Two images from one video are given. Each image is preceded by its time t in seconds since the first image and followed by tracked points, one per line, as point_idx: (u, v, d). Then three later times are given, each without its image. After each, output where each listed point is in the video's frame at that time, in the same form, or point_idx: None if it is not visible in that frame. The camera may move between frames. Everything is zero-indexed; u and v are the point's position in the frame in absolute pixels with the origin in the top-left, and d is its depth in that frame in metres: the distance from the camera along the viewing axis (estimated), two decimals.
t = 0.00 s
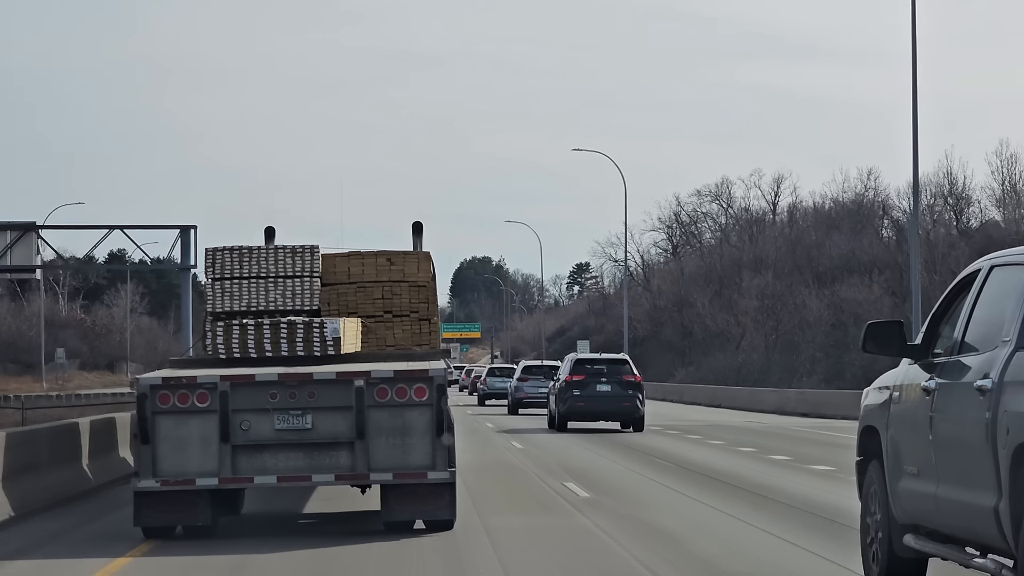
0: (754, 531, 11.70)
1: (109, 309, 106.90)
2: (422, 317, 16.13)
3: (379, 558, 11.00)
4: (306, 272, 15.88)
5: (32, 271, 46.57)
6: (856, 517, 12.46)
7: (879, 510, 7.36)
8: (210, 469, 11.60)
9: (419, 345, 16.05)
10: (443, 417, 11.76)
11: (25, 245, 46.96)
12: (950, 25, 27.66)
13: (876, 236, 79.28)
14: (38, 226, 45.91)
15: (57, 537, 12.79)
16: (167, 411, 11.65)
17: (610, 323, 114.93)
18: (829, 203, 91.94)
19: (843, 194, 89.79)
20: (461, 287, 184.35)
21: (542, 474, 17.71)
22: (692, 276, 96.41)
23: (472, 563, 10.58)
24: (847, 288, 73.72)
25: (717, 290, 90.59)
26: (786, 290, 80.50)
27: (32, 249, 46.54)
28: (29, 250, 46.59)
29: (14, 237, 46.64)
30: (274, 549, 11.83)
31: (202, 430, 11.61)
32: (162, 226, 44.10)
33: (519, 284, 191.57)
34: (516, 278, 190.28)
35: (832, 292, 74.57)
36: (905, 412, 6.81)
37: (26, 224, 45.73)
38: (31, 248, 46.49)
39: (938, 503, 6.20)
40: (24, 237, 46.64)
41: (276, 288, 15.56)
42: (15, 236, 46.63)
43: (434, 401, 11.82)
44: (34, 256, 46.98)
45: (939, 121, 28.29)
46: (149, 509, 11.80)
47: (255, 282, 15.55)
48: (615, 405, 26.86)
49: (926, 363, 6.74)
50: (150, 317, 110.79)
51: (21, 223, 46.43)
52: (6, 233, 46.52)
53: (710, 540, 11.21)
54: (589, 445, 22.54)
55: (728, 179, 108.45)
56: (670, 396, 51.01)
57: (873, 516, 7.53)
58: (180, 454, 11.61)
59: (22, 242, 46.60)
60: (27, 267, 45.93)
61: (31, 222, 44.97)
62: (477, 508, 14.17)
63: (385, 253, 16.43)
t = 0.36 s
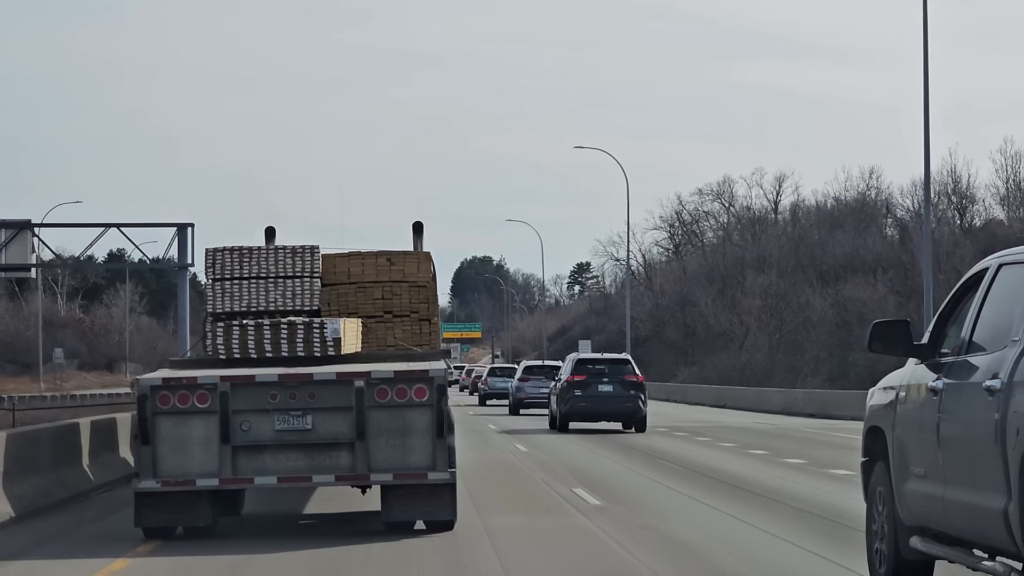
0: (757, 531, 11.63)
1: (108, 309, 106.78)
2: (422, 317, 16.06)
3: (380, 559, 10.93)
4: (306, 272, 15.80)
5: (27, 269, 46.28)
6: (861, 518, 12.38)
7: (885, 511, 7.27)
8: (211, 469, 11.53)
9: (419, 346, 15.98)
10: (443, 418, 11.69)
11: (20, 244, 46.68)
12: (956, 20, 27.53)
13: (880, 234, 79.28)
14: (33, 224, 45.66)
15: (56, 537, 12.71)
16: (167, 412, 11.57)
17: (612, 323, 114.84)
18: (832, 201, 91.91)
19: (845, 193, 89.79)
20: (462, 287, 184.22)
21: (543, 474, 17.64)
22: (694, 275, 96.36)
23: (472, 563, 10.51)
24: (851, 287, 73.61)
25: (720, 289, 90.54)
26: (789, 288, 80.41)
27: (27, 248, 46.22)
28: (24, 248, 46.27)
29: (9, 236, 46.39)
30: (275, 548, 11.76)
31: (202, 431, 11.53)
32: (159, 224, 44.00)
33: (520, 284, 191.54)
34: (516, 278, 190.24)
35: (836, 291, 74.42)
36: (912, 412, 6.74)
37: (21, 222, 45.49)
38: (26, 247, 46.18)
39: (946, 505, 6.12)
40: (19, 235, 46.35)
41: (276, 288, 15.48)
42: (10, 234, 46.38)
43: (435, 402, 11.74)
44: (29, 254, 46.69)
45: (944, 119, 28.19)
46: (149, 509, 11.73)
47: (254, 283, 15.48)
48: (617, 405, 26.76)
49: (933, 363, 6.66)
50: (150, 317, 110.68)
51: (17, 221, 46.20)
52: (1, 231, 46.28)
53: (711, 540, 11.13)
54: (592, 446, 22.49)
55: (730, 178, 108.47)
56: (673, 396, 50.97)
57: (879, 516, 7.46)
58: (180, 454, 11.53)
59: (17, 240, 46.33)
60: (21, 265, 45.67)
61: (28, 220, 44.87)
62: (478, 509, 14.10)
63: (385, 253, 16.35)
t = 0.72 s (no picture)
0: (759, 533, 11.59)
1: (108, 309, 106.84)
2: (423, 317, 16.03)
3: (380, 559, 10.88)
4: (306, 272, 15.75)
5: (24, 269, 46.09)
6: (863, 519, 12.34)
7: (890, 512, 7.22)
8: (212, 469, 11.50)
9: (420, 346, 15.94)
10: (444, 417, 11.65)
11: (18, 243, 46.56)
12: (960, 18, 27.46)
13: (883, 233, 79.26)
14: (30, 222, 45.51)
15: (56, 537, 12.68)
16: (167, 412, 11.53)
17: (614, 323, 114.80)
18: (835, 200, 91.88)
19: (848, 192, 89.76)
20: (464, 286, 184.18)
21: (545, 475, 17.59)
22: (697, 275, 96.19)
23: (473, 563, 10.47)
24: (854, 286, 73.52)
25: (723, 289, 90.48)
26: (792, 288, 80.34)
27: (24, 248, 46.02)
28: (22, 247, 46.07)
29: (6, 235, 46.28)
30: (276, 548, 11.71)
31: (202, 431, 11.49)
32: (158, 223, 43.93)
33: (521, 283, 191.58)
34: (517, 278, 190.30)
35: (840, 290, 74.26)
36: (916, 413, 6.69)
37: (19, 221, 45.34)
38: (23, 246, 45.99)
39: (952, 505, 6.08)
40: (17, 235, 46.17)
41: (276, 288, 15.43)
42: (7, 233, 46.27)
43: (436, 402, 11.70)
44: (27, 253, 46.51)
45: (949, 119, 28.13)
46: (150, 509, 11.68)
47: (255, 282, 15.43)
48: (619, 405, 26.70)
49: (938, 362, 6.62)
50: (150, 317, 110.72)
51: (15, 220, 46.05)
52: None
53: (713, 541, 11.09)
54: (593, 446, 22.45)
55: (732, 178, 108.42)
56: (677, 396, 50.91)
57: (883, 518, 7.42)
58: (180, 453, 11.49)
59: (14, 239, 46.15)
60: (18, 264, 45.49)
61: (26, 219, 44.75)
62: (479, 508, 14.08)
63: (386, 253, 16.30)
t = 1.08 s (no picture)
0: (760, 533, 11.56)
1: (109, 308, 106.92)
2: (424, 316, 15.99)
3: (380, 559, 10.84)
4: (308, 271, 15.72)
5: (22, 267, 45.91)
6: (867, 519, 12.30)
7: (895, 513, 7.19)
8: (213, 469, 11.45)
9: (421, 345, 15.90)
10: (445, 417, 11.61)
11: (16, 241, 46.43)
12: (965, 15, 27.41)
13: (887, 233, 79.16)
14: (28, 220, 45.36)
15: (57, 536, 12.64)
16: (168, 412, 11.49)
17: (616, 322, 114.68)
18: (838, 199, 91.84)
19: (851, 191, 89.67)
20: (465, 286, 184.08)
21: (546, 475, 17.56)
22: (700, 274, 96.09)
23: (475, 563, 10.43)
24: (860, 286, 73.34)
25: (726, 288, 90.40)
26: (796, 286, 80.23)
27: (22, 246, 45.82)
28: (19, 245, 45.88)
29: (4, 233, 46.16)
30: (278, 548, 11.66)
31: (204, 431, 11.45)
32: (157, 221, 43.87)
33: (524, 283, 191.58)
34: (519, 277, 190.37)
35: (844, 290, 74.12)
36: (921, 412, 6.66)
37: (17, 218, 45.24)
38: (21, 244, 45.80)
39: (958, 506, 6.04)
40: (14, 233, 46.00)
41: (278, 288, 15.38)
42: (5, 232, 46.14)
43: (437, 402, 11.65)
44: (25, 251, 46.35)
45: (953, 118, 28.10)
46: (151, 508, 11.65)
47: (257, 282, 15.39)
48: (622, 405, 26.65)
49: (944, 362, 6.58)
50: (151, 316, 110.76)
51: (12, 218, 45.90)
52: None
53: (714, 542, 11.05)
54: (596, 446, 22.41)
55: (735, 177, 108.27)
56: (681, 395, 50.84)
57: (888, 518, 7.38)
58: (180, 454, 11.46)
59: (12, 237, 45.99)
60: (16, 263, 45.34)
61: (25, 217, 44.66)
62: (480, 508, 14.05)
63: (388, 252, 16.28)
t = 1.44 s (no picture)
0: (761, 530, 11.51)
1: (109, 308, 107.05)
2: (426, 316, 15.94)
3: (382, 559, 10.79)
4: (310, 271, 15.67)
5: (20, 266, 45.69)
6: (868, 517, 12.24)
7: (900, 514, 7.14)
8: (215, 469, 11.41)
9: (423, 345, 15.85)
10: (447, 417, 11.57)
11: (13, 240, 46.21)
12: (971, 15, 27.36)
13: (890, 231, 79.14)
14: (25, 219, 45.18)
15: (58, 537, 12.59)
16: (170, 412, 11.44)
17: (619, 321, 114.68)
18: (842, 198, 91.76)
19: (854, 190, 89.67)
20: (467, 285, 184.05)
21: (548, 475, 17.51)
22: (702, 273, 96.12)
23: (477, 562, 10.38)
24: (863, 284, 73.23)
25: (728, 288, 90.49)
26: (800, 286, 80.23)
27: (19, 244, 45.62)
28: (17, 244, 45.68)
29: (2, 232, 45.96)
30: (280, 548, 11.61)
31: (206, 430, 11.41)
32: (158, 219, 43.80)
33: (526, 282, 191.65)
34: (521, 277, 190.37)
35: (848, 288, 74.03)
36: (927, 412, 6.61)
37: (14, 216, 45.05)
38: (19, 243, 45.59)
39: (964, 506, 5.99)
40: (11, 231, 45.80)
41: (280, 288, 15.34)
42: (3, 230, 45.95)
43: (438, 401, 11.60)
44: (23, 250, 46.17)
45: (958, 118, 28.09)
46: (153, 508, 11.61)
47: (259, 282, 15.35)
48: (625, 404, 26.60)
49: (949, 362, 6.52)
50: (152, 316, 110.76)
51: (9, 217, 45.72)
52: None
53: (716, 539, 11.00)
54: (599, 446, 22.37)
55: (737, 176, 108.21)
56: (685, 395, 50.76)
57: (893, 520, 7.33)
58: (182, 454, 11.41)
59: (9, 236, 45.77)
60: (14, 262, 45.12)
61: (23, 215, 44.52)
62: (482, 508, 14.00)
63: (389, 252, 16.25)
